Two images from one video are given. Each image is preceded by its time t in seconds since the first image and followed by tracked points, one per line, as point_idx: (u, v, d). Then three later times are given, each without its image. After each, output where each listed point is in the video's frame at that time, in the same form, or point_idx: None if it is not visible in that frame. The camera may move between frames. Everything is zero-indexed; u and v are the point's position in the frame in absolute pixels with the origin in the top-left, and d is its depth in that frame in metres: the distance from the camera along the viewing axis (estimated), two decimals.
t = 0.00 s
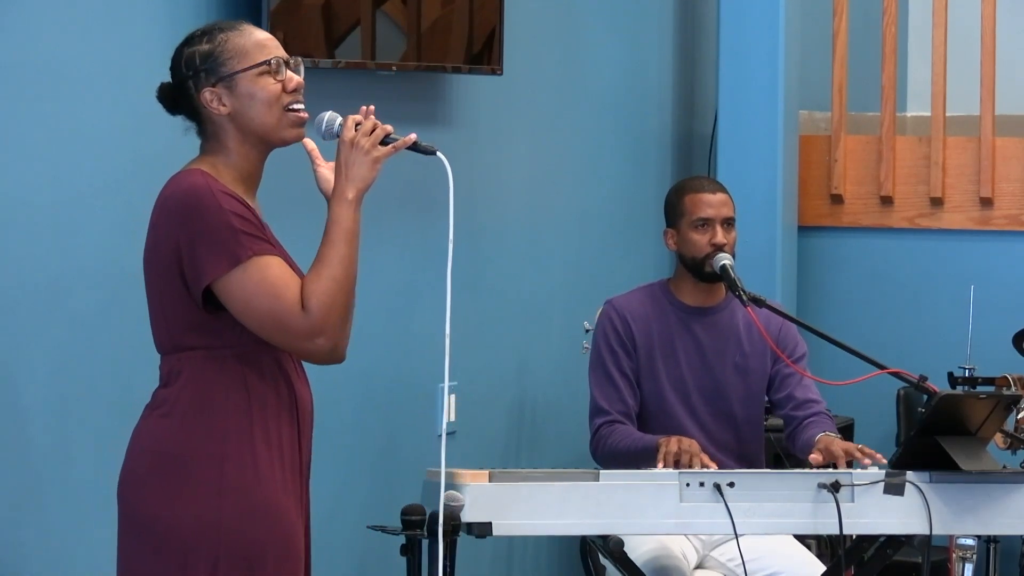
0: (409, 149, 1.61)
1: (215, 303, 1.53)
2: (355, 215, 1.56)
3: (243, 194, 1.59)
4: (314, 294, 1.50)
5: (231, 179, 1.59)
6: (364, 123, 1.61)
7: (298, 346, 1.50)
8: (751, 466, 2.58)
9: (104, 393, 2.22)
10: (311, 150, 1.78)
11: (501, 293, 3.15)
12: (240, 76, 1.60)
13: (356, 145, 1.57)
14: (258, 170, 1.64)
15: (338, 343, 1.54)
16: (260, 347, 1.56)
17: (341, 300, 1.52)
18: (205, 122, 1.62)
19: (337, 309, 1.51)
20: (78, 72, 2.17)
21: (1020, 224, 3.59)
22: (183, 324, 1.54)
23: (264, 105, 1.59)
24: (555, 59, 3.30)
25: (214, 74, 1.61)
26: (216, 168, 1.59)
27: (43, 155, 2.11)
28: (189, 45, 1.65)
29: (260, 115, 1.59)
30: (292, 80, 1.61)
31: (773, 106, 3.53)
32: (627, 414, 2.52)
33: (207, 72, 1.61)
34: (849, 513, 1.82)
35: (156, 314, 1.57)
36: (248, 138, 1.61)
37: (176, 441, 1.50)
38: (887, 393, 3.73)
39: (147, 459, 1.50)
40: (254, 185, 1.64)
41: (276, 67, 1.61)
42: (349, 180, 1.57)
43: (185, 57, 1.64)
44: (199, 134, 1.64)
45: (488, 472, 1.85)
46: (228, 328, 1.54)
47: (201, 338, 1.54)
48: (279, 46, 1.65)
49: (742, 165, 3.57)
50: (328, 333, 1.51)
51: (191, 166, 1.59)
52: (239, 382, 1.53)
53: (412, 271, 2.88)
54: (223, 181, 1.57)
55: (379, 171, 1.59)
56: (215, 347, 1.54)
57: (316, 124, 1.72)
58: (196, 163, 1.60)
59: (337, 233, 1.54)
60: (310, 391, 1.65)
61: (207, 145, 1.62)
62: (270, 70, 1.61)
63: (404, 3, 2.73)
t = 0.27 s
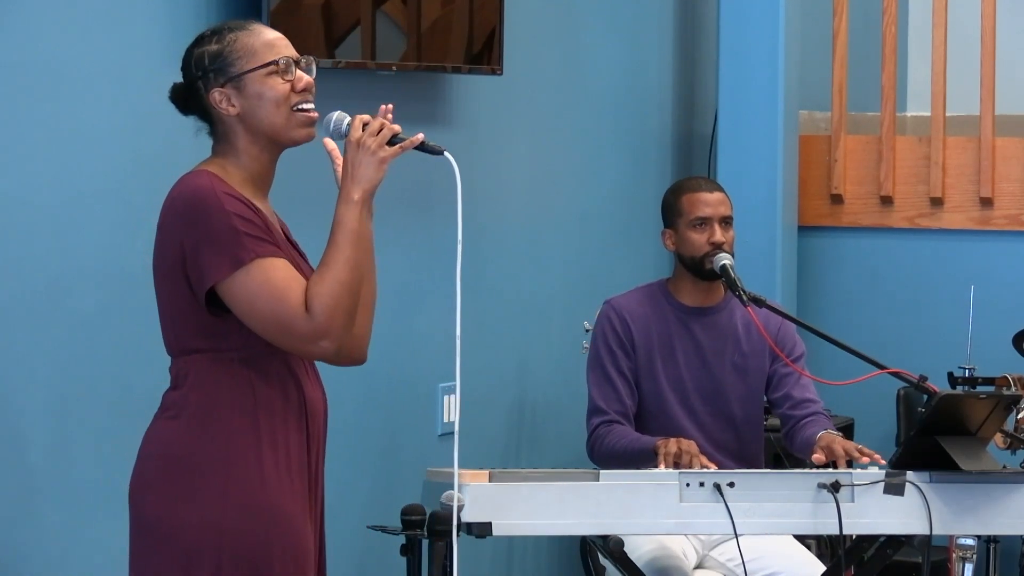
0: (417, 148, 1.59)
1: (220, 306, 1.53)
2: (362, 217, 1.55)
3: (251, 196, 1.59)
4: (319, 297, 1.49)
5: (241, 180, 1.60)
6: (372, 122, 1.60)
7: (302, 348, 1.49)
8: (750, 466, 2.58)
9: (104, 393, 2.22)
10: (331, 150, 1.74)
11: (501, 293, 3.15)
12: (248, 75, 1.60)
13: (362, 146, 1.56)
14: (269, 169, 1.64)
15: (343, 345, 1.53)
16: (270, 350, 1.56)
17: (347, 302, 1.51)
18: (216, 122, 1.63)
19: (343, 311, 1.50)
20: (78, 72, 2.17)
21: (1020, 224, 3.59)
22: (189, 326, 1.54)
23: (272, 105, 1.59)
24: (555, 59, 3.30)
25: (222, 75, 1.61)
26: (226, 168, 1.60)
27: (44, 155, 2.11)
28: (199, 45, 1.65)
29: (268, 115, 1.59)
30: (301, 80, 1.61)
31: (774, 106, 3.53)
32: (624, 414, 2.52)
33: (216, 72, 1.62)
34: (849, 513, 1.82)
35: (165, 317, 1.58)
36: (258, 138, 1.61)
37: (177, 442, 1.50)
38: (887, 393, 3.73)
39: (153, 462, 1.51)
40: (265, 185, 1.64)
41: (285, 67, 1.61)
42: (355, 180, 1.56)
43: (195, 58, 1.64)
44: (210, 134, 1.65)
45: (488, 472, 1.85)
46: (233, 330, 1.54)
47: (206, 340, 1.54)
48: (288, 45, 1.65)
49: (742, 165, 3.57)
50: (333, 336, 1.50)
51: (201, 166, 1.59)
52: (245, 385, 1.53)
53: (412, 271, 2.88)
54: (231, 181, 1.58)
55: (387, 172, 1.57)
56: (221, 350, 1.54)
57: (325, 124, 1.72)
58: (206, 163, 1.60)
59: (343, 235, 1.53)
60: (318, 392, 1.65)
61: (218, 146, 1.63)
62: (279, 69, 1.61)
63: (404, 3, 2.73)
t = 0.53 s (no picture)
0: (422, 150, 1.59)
1: (223, 307, 1.54)
2: (366, 218, 1.55)
3: (259, 198, 1.60)
4: (321, 300, 1.48)
5: (250, 181, 1.61)
6: (378, 124, 1.60)
7: (304, 351, 1.49)
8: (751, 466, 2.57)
9: (104, 393, 2.22)
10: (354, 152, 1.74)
11: (501, 293, 3.15)
12: (257, 76, 1.61)
13: (368, 147, 1.56)
14: (280, 170, 1.64)
15: (345, 348, 1.53)
16: (274, 353, 1.56)
17: (349, 306, 1.50)
18: (226, 122, 1.63)
19: (345, 314, 1.50)
20: (78, 73, 2.17)
21: (1020, 223, 3.59)
22: (193, 328, 1.55)
23: (281, 106, 1.59)
24: (555, 59, 3.30)
25: (232, 75, 1.62)
26: (236, 168, 1.60)
27: (44, 155, 2.11)
28: (210, 45, 1.66)
29: (277, 115, 1.59)
30: (311, 80, 1.61)
31: (773, 106, 3.53)
32: (623, 416, 2.52)
33: (225, 72, 1.62)
34: (849, 513, 1.82)
35: (170, 319, 1.58)
36: (267, 138, 1.61)
37: (180, 445, 1.50)
38: (887, 393, 3.74)
39: (156, 463, 1.51)
40: (274, 186, 1.64)
41: (294, 68, 1.61)
42: (360, 182, 1.56)
43: (206, 57, 1.65)
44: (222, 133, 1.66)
45: (488, 472, 1.85)
46: (237, 332, 1.54)
47: (210, 343, 1.54)
48: (299, 45, 1.65)
49: (742, 165, 3.57)
50: (335, 339, 1.50)
51: (212, 167, 1.60)
52: (249, 387, 1.53)
53: (412, 271, 2.88)
54: (239, 183, 1.59)
55: (392, 173, 1.57)
56: (225, 352, 1.54)
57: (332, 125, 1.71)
58: (215, 164, 1.61)
59: (346, 237, 1.53)
60: (326, 392, 1.64)
61: (229, 146, 1.63)
62: (288, 70, 1.61)
63: (404, 3, 2.73)
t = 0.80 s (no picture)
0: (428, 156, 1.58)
1: (224, 309, 1.54)
2: (368, 224, 1.53)
3: (266, 200, 1.60)
4: (319, 304, 1.48)
5: (257, 182, 1.61)
6: (384, 129, 1.58)
7: (302, 356, 1.49)
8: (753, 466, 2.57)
9: (104, 393, 2.22)
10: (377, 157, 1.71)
11: (501, 294, 3.15)
12: (267, 76, 1.60)
13: (371, 151, 1.55)
14: (292, 170, 1.64)
15: (344, 353, 1.52)
16: (275, 357, 1.55)
17: (348, 311, 1.49)
18: (238, 121, 1.64)
19: (343, 319, 1.49)
20: (78, 73, 2.17)
21: (1020, 224, 3.59)
22: (195, 329, 1.55)
23: (289, 107, 1.59)
24: (555, 59, 3.30)
25: (243, 74, 1.62)
26: (244, 168, 1.61)
27: (44, 155, 2.11)
28: (225, 43, 1.66)
29: (285, 117, 1.59)
30: (321, 83, 1.59)
31: (774, 107, 3.53)
32: (629, 416, 2.52)
33: (237, 71, 1.62)
34: (849, 513, 1.82)
35: (175, 320, 1.58)
36: (276, 139, 1.61)
37: (182, 447, 1.50)
38: (887, 393, 3.74)
39: (158, 465, 1.51)
40: (284, 187, 1.64)
41: (304, 70, 1.60)
42: (364, 188, 1.55)
43: (221, 55, 1.65)
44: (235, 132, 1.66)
45: (488, 472, 1.85)
46: (238, 334, 1.54)
47: (213, 344, 1.54)
48: (313, 47, 1.64)
49: (742, 165, 3.57)
50: (333, 344, 1.49)
51: (220, 166, 1.61)
52: (250, 388, 1.53)
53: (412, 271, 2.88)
54: (246, 183, 1.59)
55: (396, 179, 1.56)
56: (227, 354, 1.54)
57: (341, 127, 1.69)
58: (224, 163, 1.62)
59: (348, 242, 1.52)
60: (331, 393, 1.64)
61: (241, 146, 1.64)
62: (297, 72, 1.60)
63: (404, 3, 2.73)
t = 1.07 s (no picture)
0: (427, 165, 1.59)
1: (221, 310, 1.53)
2: (365, 232, 1.52)
3: (269, 202, 1.60)
4: (311, 310, 1.47)
5: (261, 183, 1.60)
6: (387, 136, 1.57)
7: (294, 361, 1.49)
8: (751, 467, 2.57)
9: (105, 392, 2.22)
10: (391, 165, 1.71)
11: (501, 294, 3.15)
12: (275, 78, 1.60)
13: (371, 159, 1.54)
14: (298, 173, 1.64)
15: (337, 360, 1.51)
16: (272, 361, 1.55)
17: (341, 317, 1.49)
18: (247, 121, 1.64)
19: (336, 326, 1.48)
20: (78, 72, 2.17)
21: (1020, 224, 3.59)
22: (194, 329, 1.55)
23: (293, 111, 1.58)
24: (555, 59, 3.30)
25: (252, 75, 1.62)
26: (249, 169, 1.61)
27: (43, 155, 2.11)
28: (238, 41, 1.66)
29: (290, 121, 1.58)
30: (328, 89, 1.59)
31: (773, 107, 3.53)
32: (629, 415, 2.52)
33: (247, 71, 1.62)
34: (849, 513, 1.82)
35: (175, 319, 1.58)
36: (281, 142, 1.61)
37: (179, 448, 1.50)
38: (887, 394, 3.73)
39: (155, 464, 1.52)
40: (290, 189, 1.64)
41: (311, 75, 1.60)
42: (363, 195, 1.54)
43: (233, 54, 1.65)
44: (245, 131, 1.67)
45: (488, 472, 1.85)
46: (235, 335, 1.54)
47: (210, 344, 1.54)
48: (323, 50, 1.63)
49: (742, 165, 3.57)
50: (324, 351, 1.48)
51: (226, 166, 1.61)
52: (247, 389, 1.52)
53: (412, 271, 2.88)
54: (249, 185, 1.59)
55: (395, 187, 1.55)
56: (224, 355, 1.54)
57: (349, 132, 1.69)
58: (230, 163, 1.62)
59: (343, 249, 1.51)
60: (331, 395, 1.63)
61: (248, 146, 1.64)
62: (305, 76, 1.60)
63: (404, 3, 2.73)
